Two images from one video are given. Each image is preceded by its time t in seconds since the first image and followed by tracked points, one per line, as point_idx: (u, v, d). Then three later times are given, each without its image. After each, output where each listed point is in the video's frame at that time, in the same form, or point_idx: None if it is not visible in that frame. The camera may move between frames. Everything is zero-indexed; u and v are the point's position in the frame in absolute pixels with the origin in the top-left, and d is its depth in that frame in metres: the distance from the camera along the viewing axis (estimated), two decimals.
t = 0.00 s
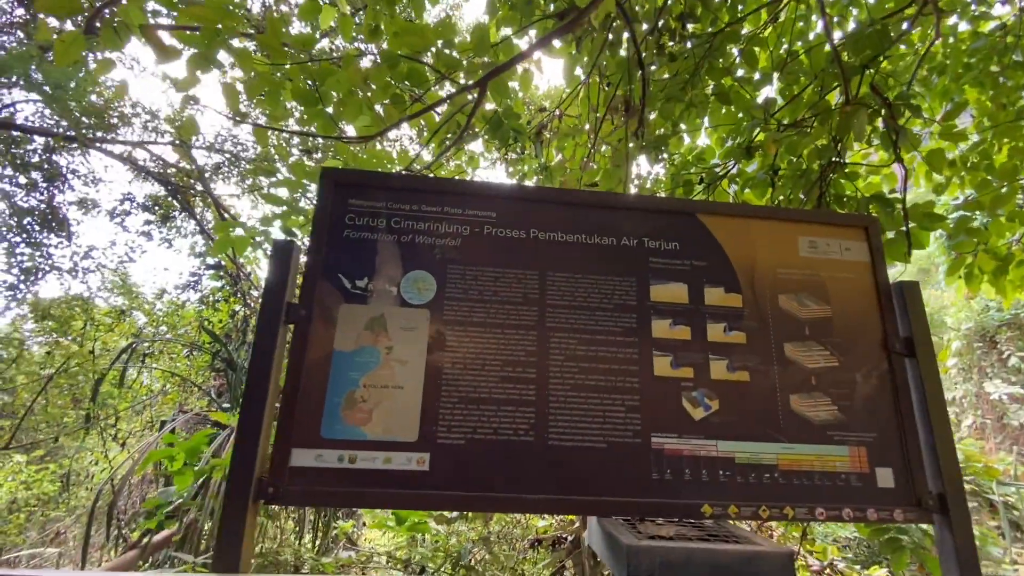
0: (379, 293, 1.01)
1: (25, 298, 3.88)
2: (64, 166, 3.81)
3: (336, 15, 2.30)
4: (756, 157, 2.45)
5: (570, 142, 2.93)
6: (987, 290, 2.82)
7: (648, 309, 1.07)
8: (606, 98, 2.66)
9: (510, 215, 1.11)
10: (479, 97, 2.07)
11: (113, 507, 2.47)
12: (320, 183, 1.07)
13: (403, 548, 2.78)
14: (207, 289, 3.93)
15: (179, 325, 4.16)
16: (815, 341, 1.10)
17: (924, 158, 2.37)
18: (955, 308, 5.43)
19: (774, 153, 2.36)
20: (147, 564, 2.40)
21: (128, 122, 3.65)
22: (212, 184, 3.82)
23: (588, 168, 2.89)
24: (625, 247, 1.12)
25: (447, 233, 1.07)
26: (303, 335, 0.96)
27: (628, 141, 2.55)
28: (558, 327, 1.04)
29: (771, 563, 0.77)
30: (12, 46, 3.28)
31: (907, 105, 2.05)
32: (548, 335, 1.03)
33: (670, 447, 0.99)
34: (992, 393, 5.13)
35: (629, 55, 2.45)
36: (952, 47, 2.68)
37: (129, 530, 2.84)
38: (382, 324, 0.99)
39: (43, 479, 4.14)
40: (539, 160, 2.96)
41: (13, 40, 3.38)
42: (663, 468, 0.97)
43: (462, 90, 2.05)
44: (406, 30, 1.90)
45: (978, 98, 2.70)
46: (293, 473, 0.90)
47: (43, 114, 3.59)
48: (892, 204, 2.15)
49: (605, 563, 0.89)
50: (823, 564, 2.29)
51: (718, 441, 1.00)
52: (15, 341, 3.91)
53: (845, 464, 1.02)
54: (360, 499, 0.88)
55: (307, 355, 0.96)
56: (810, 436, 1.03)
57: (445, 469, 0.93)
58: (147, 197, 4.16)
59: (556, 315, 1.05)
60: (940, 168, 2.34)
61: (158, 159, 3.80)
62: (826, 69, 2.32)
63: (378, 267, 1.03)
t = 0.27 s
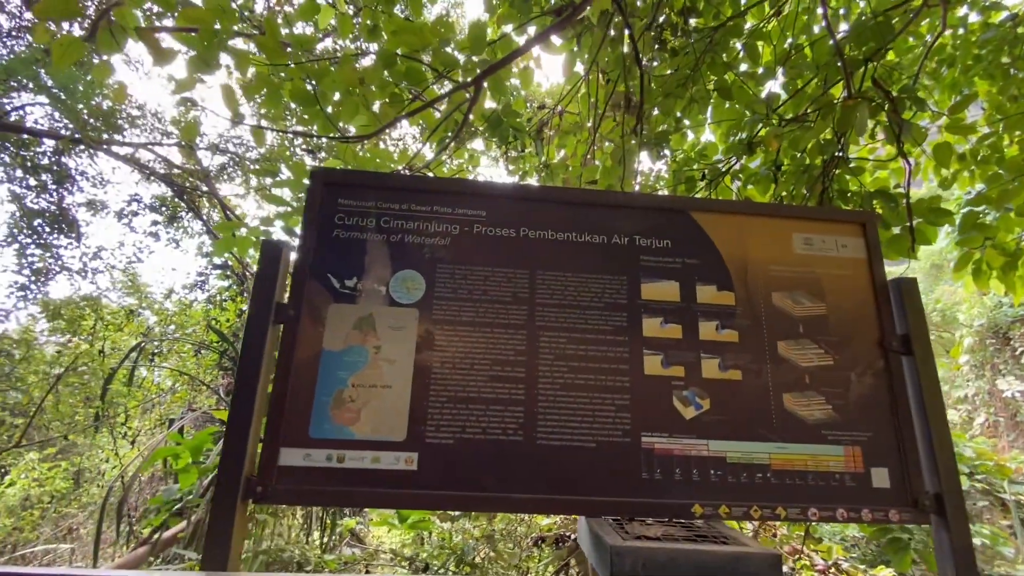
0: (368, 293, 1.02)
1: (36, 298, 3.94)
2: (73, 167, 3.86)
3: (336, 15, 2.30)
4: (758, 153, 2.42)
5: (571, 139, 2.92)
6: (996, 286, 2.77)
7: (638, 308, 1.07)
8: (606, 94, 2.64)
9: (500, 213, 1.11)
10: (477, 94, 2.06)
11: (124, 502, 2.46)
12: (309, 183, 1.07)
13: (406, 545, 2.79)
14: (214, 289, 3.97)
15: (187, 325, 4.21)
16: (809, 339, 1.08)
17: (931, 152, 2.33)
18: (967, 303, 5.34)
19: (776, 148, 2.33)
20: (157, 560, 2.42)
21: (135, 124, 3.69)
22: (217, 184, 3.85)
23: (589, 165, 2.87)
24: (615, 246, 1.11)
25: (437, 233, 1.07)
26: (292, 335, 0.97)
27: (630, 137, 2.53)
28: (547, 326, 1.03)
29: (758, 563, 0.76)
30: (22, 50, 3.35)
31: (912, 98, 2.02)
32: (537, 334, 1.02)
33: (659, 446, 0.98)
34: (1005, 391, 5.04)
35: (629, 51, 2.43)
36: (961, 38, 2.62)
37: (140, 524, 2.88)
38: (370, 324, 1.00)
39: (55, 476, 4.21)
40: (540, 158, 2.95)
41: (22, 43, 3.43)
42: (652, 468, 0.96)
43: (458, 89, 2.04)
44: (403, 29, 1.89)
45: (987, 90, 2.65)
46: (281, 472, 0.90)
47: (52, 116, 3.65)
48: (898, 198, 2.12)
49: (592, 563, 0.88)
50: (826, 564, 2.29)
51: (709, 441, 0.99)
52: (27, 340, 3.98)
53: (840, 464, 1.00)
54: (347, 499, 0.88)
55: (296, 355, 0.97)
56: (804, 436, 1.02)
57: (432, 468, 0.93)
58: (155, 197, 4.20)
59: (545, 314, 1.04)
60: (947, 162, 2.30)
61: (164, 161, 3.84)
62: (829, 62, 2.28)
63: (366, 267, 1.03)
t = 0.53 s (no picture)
0: (363, 293, 1.02)
1: (44, 299, 3.99)
2: (79, 169, 3.89)
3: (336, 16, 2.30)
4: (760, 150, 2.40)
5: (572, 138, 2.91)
6: (1002, 283, 2.73)
7: (633, 307, 1.06)
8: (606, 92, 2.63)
9: (494, 213, 1.11)
10: (476, 93, 2.06)
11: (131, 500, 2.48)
12: (304, 183, 1.08)
13: (409, 545, 2.79)
14: (219, 289, 3.99)
15: (193, 325, 4.23)
16: (807, 337, 1.07)
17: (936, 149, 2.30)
18: (975, 301, 5.27)
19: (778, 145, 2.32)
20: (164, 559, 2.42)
21: (139, 126, 3.72)
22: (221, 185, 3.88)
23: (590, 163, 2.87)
24: (611, 245, 1.10)
25: (431, 232, 1.07)
26: (287, 336, 0.98)
27: (631, 135, 2.52)
28: (542, 325, 1.03)
29: (752, 563, 0.76)
30: (27, 54, 3.38)
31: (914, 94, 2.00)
32: (531, 333, 1.02)
33: (655, 445, 0.97)
34: (1014, 389, 4.98)
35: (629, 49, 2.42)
36: (968, 33, 2.59)
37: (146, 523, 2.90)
38: (365, 323, 1.00)
39: (63, 476, 4.25)
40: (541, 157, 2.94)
41: (28, 47, 3.47)
42: (648, 468, 0.96)
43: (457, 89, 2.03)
44: (401, 28, 1.89)
45: (995, 86, 2.61)
46: (276, 471, 0.91)
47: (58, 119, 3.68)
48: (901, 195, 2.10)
49: (585, 563, 0.88)
50: (831, 565, 2.23)
51: (705, 440, 0.98)
52: (34, 341, 4.02)
53: (838, 463, 0.99)
54: (341, 498, 0.88)
55: (291, 355, 0.97)
56: (801, 435, 1.00)
57: (426, 468, 0.93)
58: (160, 199, 4.24)
59: (540, 313, 1.04)
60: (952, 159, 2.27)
61: (168, 162, 3.87)
62: (832, 58, 2.26)
63: (361, 267, 1.03)
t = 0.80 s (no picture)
0: (359, 293, 1.02)
1: (47, 301, 4.01)
2: (81, 171, 3.91)
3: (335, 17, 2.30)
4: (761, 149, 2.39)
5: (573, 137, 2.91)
6: (1006, 282, 2.72)
7: (630, 307, 1.06)
8: (606, 91, 2.62)
9: (490, 213, 1.10)
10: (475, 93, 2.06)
11: (133, 500, 2.48)
12: (301, 184, 1.08)
13: (409, 545, 2.79)
14: (221, 289, 4.01)
15: (195, 325, 4.25)
16: (805, 337, 1.07)
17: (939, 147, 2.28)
18: (980, 300, 5.24)
19: (778, 144, 2.30)
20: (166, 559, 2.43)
21: (141, 128, 3.73)
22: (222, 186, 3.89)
23: (590, 163, 2.86)
24: (607, 245, 1.10)
25: (428, 232, 1.07)
26: (283, 336, 0.98)
27: (631, 135, 2.51)
28: (538, 325, 1.03)
29: (748, 564, 0.75)
30: (30, 56, 3.40)
31: (916, 91, 1.99)
32: (528, 333, 1.02)
33: (651, 446, 0.97)
34: (1019, 388, 4.95)
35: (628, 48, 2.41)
36: (970, 30, 2.57)
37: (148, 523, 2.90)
38: (361, 324, 1.00)
39: (67, 476, 4.27)
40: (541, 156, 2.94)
41: (30, 50, 3.49)
42: (645, 468, 0.95)
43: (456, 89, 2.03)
44: (399, 28, 1.89)
45: (999, 84, 2.59)
46: (272, 471, 0.91)
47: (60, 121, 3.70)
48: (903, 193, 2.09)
49: (581, 563, 0.88)
50: (834, 565, 2.21)
51: (702, 440, 0.98)
52: (38, 342, 4.04)
53: (836, 464, 0.98)
54: (336, 499, 0.88)
55: (287, 355, 0.97)
56: (799, 435, 1.00)
57: (422, 469, 0.93)
58: (162, 200, 4.25)
59: (536, 313, 1.04)
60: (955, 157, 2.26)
61: (170, 164, 3.88)
62: (832, 56, 2.25)
63: (357, 268, 1.03)
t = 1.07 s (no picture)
0: (356, 294, 1.02)
1: (45, 302, 4.00)
2: (79, 172, 3.90)
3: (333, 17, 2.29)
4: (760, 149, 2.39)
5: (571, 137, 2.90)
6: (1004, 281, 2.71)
7: (627, 306, 1.05)
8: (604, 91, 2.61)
9: (488, 212, 1.10)
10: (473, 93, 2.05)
11: (132, 502, 2.47)
12: (297, 184, 1.07)
13: (409, 546, 2.78)
14: (220, 290, 4.00)
15: (194, 326, 4.24)
16: (804, 336, 1.06)
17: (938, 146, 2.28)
18: (978, 299, 5.24)
19: (777, 143, 2.30)
20: (165, 562, 2.42)
21: (139, 129, 3.73)
22: (220, 187, 3.88)
23: (589, 163, 2.85)
24: (605, 245, 1.10)
25: (425, 232, 1.07)
26: (279, 336, 0.97)
27: (629, 134, 2.51)
28: (536, 325, 1.02)
29: (747, 564, 0.75)
30: (28, 57, 3.39)
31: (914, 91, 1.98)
32: (525, 333, 1.02)
33: (650, 446, 0.96)
34: (1019, 387, 4.94)
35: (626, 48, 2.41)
36: (968, 29, 2.56)
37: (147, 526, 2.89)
38: (357, 324, 1.00)
39: (66, 478, 4.26)
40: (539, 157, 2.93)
41: (28, 51, 3.48)
42: (643, 469, 0.95)
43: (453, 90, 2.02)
44: (398, 28, 1.88)
45: (998, 83, 2.58)
46: (268, 472, 0.90)
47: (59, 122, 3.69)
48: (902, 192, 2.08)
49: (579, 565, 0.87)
50: (834, 565, 2.21)
51: (701, 440, 0.97)
52: (37, 344, 4.03)
53: (834, 464, 0.98)
54: (333, 500, 0.88)
55: (283, 356, 0.97)
56: (797, 435, 0.99)
57: (419, 470, 0.92)
58: (160, 201, 4.24)
59: (534, 314, 1.03)
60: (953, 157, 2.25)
61: (168, 165, 3.87)
62: (831, 55, 2.24)
63: (354, 268, 1.03)
